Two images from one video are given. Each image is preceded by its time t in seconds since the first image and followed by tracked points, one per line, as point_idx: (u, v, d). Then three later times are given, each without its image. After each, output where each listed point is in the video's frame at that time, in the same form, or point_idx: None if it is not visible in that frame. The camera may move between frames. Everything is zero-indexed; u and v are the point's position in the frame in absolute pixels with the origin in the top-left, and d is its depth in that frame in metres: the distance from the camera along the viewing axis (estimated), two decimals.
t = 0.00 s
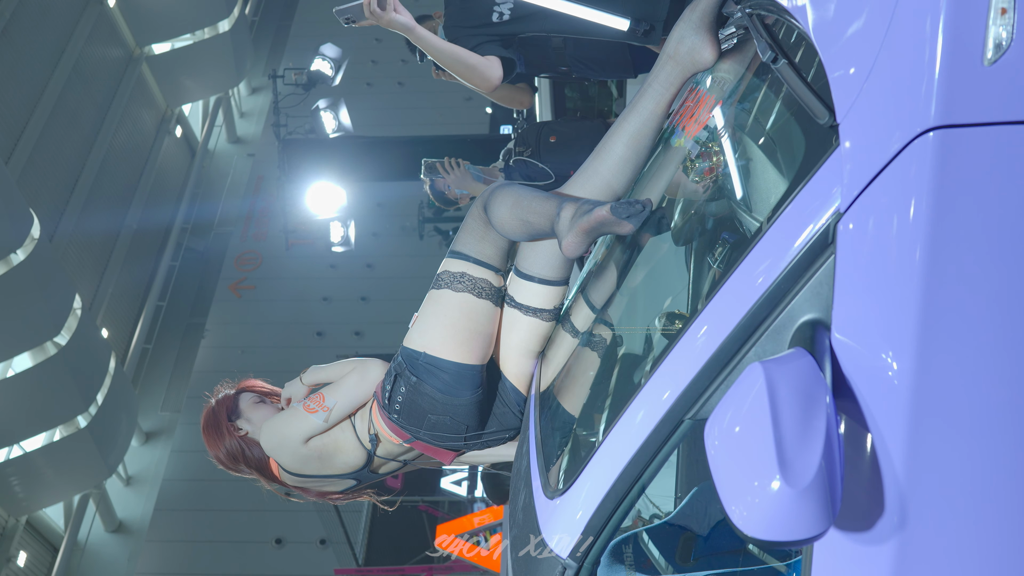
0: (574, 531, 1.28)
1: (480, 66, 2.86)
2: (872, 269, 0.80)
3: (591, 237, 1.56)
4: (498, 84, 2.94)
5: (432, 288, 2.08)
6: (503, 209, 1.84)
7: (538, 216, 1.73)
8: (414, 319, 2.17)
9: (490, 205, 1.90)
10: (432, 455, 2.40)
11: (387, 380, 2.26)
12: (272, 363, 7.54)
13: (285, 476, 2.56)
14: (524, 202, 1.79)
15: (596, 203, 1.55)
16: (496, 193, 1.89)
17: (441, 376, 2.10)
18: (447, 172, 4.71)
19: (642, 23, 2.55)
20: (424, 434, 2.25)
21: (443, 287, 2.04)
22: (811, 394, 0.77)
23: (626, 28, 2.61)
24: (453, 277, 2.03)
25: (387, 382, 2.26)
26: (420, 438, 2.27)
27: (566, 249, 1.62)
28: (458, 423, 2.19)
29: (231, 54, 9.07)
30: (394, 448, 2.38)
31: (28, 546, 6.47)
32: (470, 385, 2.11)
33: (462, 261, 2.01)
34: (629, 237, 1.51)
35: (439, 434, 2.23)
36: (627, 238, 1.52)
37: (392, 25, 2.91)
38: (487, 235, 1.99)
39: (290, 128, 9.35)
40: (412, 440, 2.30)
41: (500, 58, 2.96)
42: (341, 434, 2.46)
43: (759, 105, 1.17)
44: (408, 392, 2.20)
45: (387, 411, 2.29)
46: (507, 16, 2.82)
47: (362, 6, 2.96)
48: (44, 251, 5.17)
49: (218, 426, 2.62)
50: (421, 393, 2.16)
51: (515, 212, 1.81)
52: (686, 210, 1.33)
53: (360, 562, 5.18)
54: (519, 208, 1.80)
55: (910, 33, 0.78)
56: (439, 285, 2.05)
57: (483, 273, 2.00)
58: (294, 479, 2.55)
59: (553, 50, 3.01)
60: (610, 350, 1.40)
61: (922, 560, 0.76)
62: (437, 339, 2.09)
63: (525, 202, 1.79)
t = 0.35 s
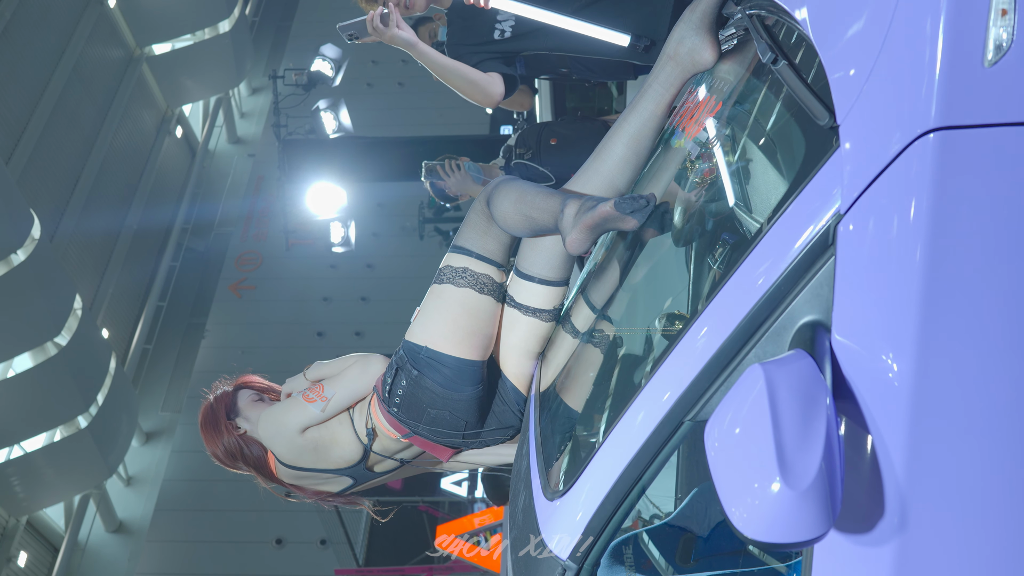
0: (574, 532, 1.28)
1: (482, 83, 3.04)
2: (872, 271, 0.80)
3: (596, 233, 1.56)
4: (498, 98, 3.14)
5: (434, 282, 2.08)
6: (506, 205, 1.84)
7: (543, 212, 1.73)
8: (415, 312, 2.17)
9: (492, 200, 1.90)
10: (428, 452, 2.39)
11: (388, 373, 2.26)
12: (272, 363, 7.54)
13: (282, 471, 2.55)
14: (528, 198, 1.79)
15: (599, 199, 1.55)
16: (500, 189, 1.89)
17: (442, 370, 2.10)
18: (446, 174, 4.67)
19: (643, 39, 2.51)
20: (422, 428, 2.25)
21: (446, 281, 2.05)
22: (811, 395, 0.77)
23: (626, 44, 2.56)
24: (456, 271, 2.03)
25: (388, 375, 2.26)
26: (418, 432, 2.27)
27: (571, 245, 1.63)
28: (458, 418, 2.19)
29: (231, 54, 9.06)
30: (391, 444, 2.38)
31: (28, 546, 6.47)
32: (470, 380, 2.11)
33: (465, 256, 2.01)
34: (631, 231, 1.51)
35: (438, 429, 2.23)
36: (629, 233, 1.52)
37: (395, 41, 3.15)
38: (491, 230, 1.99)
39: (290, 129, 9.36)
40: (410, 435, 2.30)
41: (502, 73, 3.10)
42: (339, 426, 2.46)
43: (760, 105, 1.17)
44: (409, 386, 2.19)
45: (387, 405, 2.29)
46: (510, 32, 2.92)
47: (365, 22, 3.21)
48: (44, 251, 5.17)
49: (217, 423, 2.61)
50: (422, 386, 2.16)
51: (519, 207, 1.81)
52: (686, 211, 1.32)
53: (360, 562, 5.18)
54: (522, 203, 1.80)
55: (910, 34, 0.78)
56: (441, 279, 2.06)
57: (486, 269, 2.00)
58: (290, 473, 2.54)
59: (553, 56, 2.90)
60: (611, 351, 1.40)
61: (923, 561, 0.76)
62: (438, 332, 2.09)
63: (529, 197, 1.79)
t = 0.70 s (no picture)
0: (573, 536, 1.27)
1: (482, 95, 2.95)
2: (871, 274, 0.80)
3: (596, 234, 1.55)
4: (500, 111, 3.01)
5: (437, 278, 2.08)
6: (510, 205, 1.84)
7: (545, 212, 1.73)
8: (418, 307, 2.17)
9: (497, 200, 1.90)
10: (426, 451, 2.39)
11: (389, 367, 2.25)
12: (271, 364, 7.54)
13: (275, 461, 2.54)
14: (532, 198, 1.79)
15: (600, 200, 1.54)
16: (505, 189, 1.89)
17: (443, 364, 2.10)
18: (446, 180, 4.66)
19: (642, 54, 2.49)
20: (420, 424, 2.24)
21: (449, 277, 2.05)
22: (809, 400, 0.77)
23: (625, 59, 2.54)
24: (459, 268, 2.03)
25: (388, 369, 2.26)
26: (416, 429, 2.26)
27: (572, 247, 1.61)
28: (456, 414, 2.19)
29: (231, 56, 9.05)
30: (385, 440, 2.38)
31: (27, 548, 6.47)
32: (471, 376, 2.12)
33: (469, 254, 2.01)
34: (631, 232, 1.50)
35: (436, 424, 2.22)
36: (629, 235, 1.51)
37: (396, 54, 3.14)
38: (494, 229, 1.99)
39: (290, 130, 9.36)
40: (407, 431, 2.28)
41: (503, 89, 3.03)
42: (333, 416, 2.47)
43: (759, 107, 1.17)
44: (409, 380, 2.19)
45: (386, 400, 2.28)
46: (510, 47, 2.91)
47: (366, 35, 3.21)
48: (44, 253, 5.16)
49: (212, 426, 2.57)
50: (422, 381, 2.16)
51: (523, 207, 1.80)
52: (685, 213, 1.32)
53: (360, 564, 5.18)
54: (526, 203, 1.80)
55: (908, 38, 0.78)
56: (444, 275, 2.06)
57: (489, 267, 2.00)
58: (281, 463, 2.53)
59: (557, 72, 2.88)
60: (610, 354, 1.40)
61: (922, 566, 0.76)
62: (440, 327, 2.09)
63: (533, 197, 1.79)
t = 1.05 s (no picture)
0: (573, 539, 1.27)
1: (482, 103, 2.99)
2: (870, 278, 0.80)
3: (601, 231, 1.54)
4: (500, 119, 3.05)
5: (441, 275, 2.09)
6: (515, 203, 1.85)
7: (549, 213, 1.73)
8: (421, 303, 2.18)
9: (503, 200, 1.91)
10: (424, 450, 2.38)
11: (391, 364, 2.26)
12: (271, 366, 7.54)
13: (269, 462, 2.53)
14: (538, 197, 1.80)
15: (602, 200, 1.54)
16: (512, 188, 1.90)
17: (445, 360, 2.11)
18: (448, 185, 4.65)
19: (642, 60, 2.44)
20: (420, 421, 2.24)
21: (453, 275, 2.05)
22: (808, 405, 0.77)
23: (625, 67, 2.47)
24: (464, 266, 2.03)
25: (390, 365, 2.26)
26: (415, 426, 2.25)
27: (576, 247, 1.62)
28: (457, 411, 2.19)
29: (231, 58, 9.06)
30: (381, 436, 2.36)
31: (27, 550, 6.47)
32: (474, 372, 2.12)
33: (475, 252, 2.02)
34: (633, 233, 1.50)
35: (436, 420, 2.22)
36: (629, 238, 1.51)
37: (397, 59, 3.18)
38: (500, 228, 1.99)
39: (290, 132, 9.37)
40: (405, 429, 2.27)
41: (502, 96, 3.07)
42: (327, 412, 2.46)
43: (759, 110, 1.17)
44: (411, 375, 2.20)
45: (386, 396, 2.28)
46: (511, 53, 2.92)
47: (367, 41, 3.25)
48: (44, 255, 5.16)
49: (208, 426, 2.57)
50: (424, 376, 2.16)
51: (527, 205, 1.81)
52: (684, 216, 1.32)
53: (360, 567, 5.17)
54: (530, 202, 1.81)
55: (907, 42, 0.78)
56: (448, 272, 2.07)
57: (495, 266, 2.00)
58: (275, 461, 2.52)
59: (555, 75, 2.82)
60: (609, 357, 1.41)
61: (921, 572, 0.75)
62: (443, 323, 2.09)
63: (539, 196, 1.80)
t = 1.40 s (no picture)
0: (572, 540, 1.27)
1: (482, 96, 2.96)
2: (871, 280, 0.80)
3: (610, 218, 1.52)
4: (499, 113, 3.03)
5: (442, 277, 2.09)
6: (517, 203, 1.85)
7: (552, 212, 1.73)
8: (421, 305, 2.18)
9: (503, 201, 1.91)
10: (424, 452, 2.38)
11: (392, 366, 2.26)
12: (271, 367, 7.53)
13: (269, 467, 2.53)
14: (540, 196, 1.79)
15: (605, 196, 1.53)
16: (514, 189, 1.90)
17: (446, 362, 2.09)
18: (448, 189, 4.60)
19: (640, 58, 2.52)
20: (421, 423, 2.23)
21: (453, 277, 2.05)
22: (808, 407, 0.77)
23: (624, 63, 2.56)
24: (464, 267, 2.03)
25: (391, 368, 2.26)
26: (416, 428, 2.25)
27: (579, 243, 1.60)
28: (460, 413, 2.17)
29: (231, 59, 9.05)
30: (381, 439, 2.35)
31: (27, 551, 6.47)
32: (475, 374, 2.10)
33: (474, 253, 2.02)
34: (635, 231, 1.50)
35: (437, 422, 2.22)
36: (630, 239, 1.51)
37: (397, 53, 3.14)
38: (500, 229, 1.99)
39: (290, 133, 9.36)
40: (406, 430, 2.27)
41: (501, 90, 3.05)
42: (329, 419, 2.47)
43: (759, 112, 1.17)
44: (412, 378, 2.19)
45: (387, 398, 2.28)
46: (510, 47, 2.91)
47: (368, 34, 3.20)
48: (44, 256, 5.16)
49: (207, 427, 2.56)
50: (425, 378, 2.16)
51: (529, 205, 1.81)
52: (685, 218, 1.32)
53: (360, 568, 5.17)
54: (532, 201, 1.80)
55: (907, 43, 0.79)
56: (448, 274, 2.06)
57: (495, 267, 2.00)
58: (275, 468, 2.52)
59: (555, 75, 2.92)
60: (609, 358, 1.41)
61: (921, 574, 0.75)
62: (443, 326, 2.09)
63: (542, 195, 1.79)
